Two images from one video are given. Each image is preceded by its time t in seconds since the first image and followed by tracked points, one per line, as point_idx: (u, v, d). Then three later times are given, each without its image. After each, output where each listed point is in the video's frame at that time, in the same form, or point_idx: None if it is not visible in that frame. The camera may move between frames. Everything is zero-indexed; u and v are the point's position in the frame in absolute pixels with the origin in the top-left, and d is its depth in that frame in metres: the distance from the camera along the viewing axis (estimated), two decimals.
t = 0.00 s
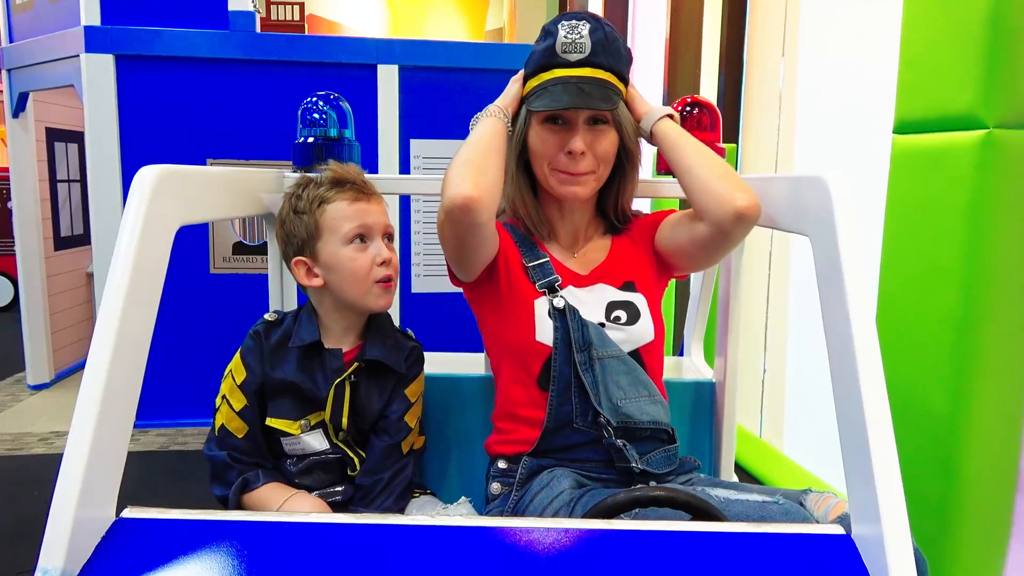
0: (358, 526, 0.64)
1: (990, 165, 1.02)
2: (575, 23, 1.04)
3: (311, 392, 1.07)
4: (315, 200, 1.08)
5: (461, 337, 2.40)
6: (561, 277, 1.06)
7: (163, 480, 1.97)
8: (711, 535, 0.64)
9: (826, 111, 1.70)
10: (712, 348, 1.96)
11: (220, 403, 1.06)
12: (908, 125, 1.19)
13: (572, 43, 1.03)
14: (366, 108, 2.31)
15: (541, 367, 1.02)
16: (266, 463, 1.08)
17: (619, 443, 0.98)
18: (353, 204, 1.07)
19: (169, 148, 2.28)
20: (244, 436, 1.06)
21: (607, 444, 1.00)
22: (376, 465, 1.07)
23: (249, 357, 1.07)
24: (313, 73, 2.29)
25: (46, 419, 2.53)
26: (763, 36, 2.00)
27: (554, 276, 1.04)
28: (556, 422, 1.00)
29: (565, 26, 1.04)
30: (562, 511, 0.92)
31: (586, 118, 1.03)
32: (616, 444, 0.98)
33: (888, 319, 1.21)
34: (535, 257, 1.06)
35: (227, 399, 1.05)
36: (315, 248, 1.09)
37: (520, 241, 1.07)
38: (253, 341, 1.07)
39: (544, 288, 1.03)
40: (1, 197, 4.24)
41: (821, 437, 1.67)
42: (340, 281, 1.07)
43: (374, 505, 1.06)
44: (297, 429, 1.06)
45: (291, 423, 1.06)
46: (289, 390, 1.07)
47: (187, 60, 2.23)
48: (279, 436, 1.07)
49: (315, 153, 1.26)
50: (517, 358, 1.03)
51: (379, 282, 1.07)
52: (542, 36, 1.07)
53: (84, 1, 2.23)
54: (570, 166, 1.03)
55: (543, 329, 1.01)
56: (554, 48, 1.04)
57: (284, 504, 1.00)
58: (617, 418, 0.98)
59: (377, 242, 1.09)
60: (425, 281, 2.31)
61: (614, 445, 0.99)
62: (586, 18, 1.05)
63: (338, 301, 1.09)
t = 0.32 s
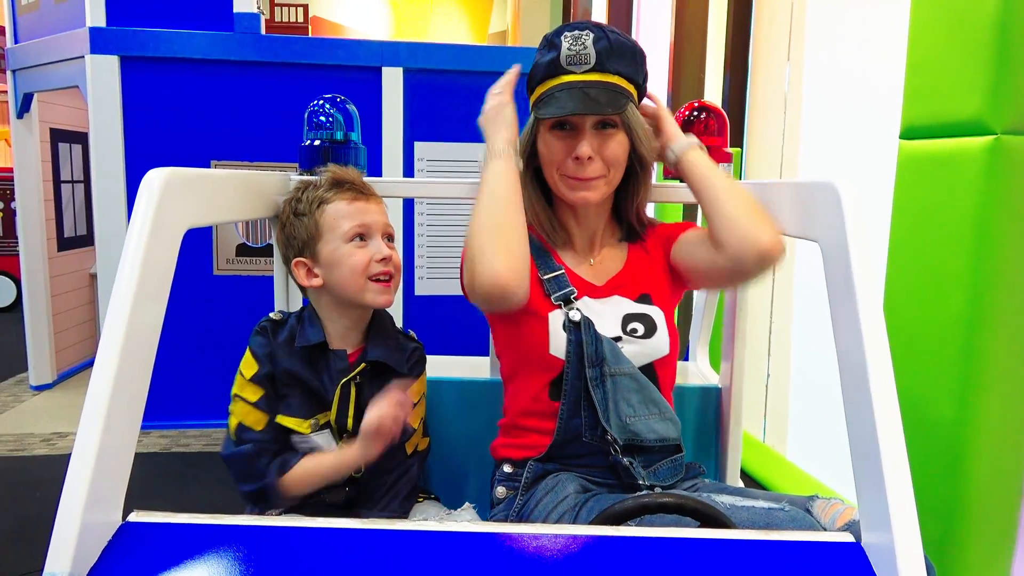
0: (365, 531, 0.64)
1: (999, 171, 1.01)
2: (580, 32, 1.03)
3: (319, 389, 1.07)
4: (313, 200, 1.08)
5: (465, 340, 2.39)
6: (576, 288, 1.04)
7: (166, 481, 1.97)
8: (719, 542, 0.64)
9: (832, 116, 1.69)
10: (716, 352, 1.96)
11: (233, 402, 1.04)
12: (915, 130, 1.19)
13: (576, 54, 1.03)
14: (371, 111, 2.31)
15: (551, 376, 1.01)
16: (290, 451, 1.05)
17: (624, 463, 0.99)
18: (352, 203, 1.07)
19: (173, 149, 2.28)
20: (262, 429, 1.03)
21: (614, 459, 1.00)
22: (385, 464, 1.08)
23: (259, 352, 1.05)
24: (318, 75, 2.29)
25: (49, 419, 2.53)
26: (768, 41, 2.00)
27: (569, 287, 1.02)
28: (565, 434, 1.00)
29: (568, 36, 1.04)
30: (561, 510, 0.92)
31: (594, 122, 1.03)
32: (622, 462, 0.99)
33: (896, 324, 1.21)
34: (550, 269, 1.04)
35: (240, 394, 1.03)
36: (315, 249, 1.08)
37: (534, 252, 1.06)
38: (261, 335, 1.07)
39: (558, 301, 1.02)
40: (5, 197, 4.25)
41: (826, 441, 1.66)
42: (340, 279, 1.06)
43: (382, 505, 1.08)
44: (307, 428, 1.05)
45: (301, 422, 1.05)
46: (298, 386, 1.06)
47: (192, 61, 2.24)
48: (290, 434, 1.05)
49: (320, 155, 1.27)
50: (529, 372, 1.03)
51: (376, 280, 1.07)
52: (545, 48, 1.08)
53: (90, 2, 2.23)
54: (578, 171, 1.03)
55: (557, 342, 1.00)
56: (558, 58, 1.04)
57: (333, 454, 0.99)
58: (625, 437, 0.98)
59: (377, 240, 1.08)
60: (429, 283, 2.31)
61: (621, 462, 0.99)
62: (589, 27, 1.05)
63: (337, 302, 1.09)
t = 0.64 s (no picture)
0: (371, 534, 0.64)
1: (1004, 175, 1.01)
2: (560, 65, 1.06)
3: (335, 386, 1.09)
4: (322, 204, 1.07)
5: (468, 343, 2.39)
6: (608, 313, 1.04)
7: (168, 482, 1.98)
8: (726, 547, 0.64)
9: (836, 120, 1.69)
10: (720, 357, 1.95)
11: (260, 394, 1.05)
12: (920, 135, 1.19)
13: (562, 88, 1.07)
14: (375, 113, 2.31)
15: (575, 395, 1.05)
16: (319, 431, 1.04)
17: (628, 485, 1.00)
18: (360, 206, 1.07)
19: (177, 150, 2.29)
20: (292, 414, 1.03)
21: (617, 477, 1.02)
22: (387, 468, 1.09)
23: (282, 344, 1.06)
24: (322, 77, 2.29)
25: (52, 420, 2.54)
26: (772, 45, 2.00)
27: (593, 314, 1.03)
28: (579, 456, 1.03)
29: (558, 68, 1.07)
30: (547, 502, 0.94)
31: (580, 148, 1.04)
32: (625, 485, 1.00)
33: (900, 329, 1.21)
34: (578, 293, 1.05)
35: (266, 385, 1.04)
36: (324, 252, 1.07)
37: (568, 275, 1.06)
38: (277, 331, 1.08)
39: (580, 327, 1.03)
40: (9, 198, 4.26)
41: (831, 447, 1.66)
42: (350, 282, 1.05)
43: (387, 508, 1.09)
44: (325, 421, 1.06)
45: (326, 415, 1.06)
46: (322, 380, 1.09)
47: (196, 63, 2.24)
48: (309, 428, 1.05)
49: (325, 158, 1.27)
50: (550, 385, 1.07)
51: (386, 283, 1.06)
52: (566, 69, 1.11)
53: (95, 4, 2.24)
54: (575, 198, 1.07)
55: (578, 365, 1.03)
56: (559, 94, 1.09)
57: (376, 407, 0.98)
58: (629, 460, 1.00)
59: (387, 243, 1.07)
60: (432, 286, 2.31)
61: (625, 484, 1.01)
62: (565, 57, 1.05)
63: (347, 306, 1.08)
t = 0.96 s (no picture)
0: (375, 536, 0.64)
1: (1008, 180, 1.01)
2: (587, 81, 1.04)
3: (331, 391, 1.08)
4: (321, 206, 1.09)
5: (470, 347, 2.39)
6: (637, 323, 1.05)
7: (171, 484, 1.98)
8: (731, 552, 0.64)
9: (840, 125, 1.69)
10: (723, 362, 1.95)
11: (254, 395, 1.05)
12: (923, 141, 1.20)
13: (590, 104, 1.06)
14: (379, 116, 2.32)
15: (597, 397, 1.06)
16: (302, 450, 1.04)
17: (635, 489, 1.02)
18: (351, 210, 1.05)
19: (181, 152, 2.29)
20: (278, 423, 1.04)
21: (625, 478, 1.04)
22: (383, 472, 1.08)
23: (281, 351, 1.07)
24: (326, 80, 2.30)
25: (55, 421, 2.54)
26: (775, 49, 2.00)
27: (621, 322, 1.05)
28: (591, 453, 1.05)
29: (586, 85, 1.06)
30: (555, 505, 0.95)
31: (608, 165, 1.04)
32: (634, 487, 1.02)
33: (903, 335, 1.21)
34: (609, 301, 1.06)
35: (260, 389, 1.04)
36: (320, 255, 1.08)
37: (601, 280, 1.08)
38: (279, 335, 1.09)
39: (608, 334, 1.04)
40: (13, 199, 4.28)
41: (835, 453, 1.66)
42: (335, 288, 1.05)
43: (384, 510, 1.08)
44: (318, 428, 1.07)
45: (314, 421, 1.06)
46: (317, 386, 1.08)
47: (200, 66, 2.25)
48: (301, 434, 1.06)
49: (330, 161, 1.27)
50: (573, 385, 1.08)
51: (370, 293, 1.03)
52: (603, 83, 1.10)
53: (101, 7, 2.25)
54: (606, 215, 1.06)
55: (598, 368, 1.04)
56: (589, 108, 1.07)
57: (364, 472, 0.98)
58: (640, 464, 1.02)
59: (371, 251, 1.04)
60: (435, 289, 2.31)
61: (633, 486, 1.02)
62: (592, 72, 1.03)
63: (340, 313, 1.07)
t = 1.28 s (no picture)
0: (379, 537, 0.64)
1: (1012, 184, 1.01)
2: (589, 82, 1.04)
3: (344, 378, 1.09)
4: (356, 199, 1.09)
5: (472, 349, 2.39)
6: (622, 328, 1.06)
7: (173, 486, 1.98)
8: (733, 553, 0.64)
9: (842, 128, 1.69)
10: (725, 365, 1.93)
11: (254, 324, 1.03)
12: (924, 145, 1.20)
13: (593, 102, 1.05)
14: (382, 118, 2.32)
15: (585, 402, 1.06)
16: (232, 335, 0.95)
17: (628, 494, 1.01)
18: (381, 205, 1.05)
19: (184, 155, 2.30)
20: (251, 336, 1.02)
21: (618, 485, 1.03)
22: (387, 471, 1.07)
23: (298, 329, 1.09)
24: (329, 83, 2.31)
25: (57, 423, 2.54)
26: (778, 52, 2.01)
27: (608, 326, 1.05)
28: (582, 462, 1.05)
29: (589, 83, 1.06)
30: (549, 508, 0.95)
31: (607, 167, 1.04)
32: (626, 492, 1.01)
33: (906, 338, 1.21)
34: (598, 305, 1.07)
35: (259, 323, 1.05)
36: (348, 248, 1.08)
37: (589, 283, 1.09)
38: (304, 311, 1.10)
39: (595, 338, 1.05)
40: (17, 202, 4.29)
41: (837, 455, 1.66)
42: (356, 282, 1.05)
43: (379, 512, 1.05)
44: (329, 415, 1.08)
45: (328, 407, 1.07)
46: (331, 374, 1.09)
47: (204, 69, 2.26)
48: (310, 416, 1.08)
49: (334, 164, 1.28)
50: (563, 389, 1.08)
51: (388, 289, 1.03)
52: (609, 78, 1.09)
53: (105, 10, 2.25)
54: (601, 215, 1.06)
55: (586, 371, 1.04)
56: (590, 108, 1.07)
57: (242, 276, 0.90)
58: (631, 470, 1.02)
59: (396, 245, 1.04)
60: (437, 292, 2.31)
61: (625, 492, 1.02)
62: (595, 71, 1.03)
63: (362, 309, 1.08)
